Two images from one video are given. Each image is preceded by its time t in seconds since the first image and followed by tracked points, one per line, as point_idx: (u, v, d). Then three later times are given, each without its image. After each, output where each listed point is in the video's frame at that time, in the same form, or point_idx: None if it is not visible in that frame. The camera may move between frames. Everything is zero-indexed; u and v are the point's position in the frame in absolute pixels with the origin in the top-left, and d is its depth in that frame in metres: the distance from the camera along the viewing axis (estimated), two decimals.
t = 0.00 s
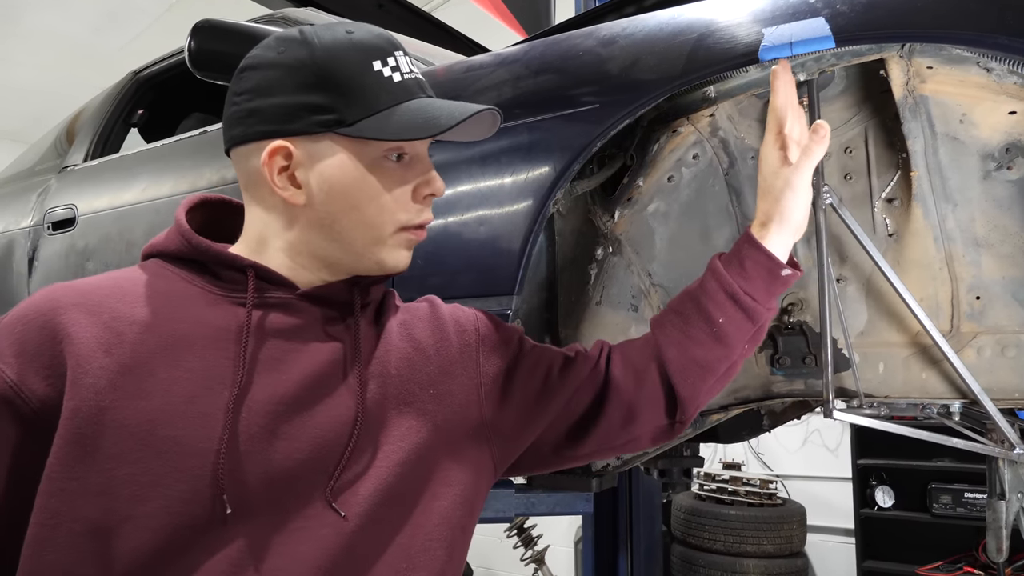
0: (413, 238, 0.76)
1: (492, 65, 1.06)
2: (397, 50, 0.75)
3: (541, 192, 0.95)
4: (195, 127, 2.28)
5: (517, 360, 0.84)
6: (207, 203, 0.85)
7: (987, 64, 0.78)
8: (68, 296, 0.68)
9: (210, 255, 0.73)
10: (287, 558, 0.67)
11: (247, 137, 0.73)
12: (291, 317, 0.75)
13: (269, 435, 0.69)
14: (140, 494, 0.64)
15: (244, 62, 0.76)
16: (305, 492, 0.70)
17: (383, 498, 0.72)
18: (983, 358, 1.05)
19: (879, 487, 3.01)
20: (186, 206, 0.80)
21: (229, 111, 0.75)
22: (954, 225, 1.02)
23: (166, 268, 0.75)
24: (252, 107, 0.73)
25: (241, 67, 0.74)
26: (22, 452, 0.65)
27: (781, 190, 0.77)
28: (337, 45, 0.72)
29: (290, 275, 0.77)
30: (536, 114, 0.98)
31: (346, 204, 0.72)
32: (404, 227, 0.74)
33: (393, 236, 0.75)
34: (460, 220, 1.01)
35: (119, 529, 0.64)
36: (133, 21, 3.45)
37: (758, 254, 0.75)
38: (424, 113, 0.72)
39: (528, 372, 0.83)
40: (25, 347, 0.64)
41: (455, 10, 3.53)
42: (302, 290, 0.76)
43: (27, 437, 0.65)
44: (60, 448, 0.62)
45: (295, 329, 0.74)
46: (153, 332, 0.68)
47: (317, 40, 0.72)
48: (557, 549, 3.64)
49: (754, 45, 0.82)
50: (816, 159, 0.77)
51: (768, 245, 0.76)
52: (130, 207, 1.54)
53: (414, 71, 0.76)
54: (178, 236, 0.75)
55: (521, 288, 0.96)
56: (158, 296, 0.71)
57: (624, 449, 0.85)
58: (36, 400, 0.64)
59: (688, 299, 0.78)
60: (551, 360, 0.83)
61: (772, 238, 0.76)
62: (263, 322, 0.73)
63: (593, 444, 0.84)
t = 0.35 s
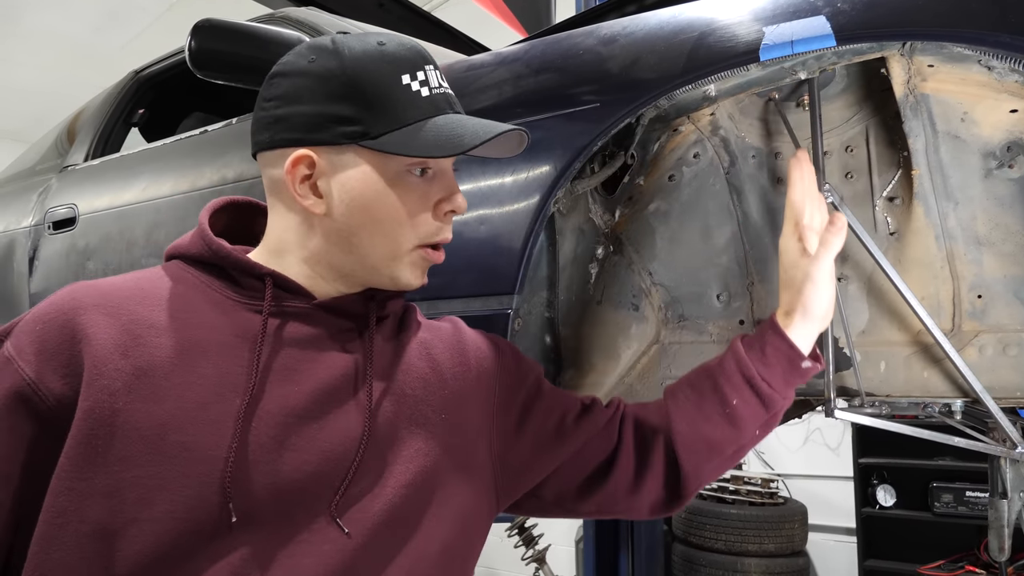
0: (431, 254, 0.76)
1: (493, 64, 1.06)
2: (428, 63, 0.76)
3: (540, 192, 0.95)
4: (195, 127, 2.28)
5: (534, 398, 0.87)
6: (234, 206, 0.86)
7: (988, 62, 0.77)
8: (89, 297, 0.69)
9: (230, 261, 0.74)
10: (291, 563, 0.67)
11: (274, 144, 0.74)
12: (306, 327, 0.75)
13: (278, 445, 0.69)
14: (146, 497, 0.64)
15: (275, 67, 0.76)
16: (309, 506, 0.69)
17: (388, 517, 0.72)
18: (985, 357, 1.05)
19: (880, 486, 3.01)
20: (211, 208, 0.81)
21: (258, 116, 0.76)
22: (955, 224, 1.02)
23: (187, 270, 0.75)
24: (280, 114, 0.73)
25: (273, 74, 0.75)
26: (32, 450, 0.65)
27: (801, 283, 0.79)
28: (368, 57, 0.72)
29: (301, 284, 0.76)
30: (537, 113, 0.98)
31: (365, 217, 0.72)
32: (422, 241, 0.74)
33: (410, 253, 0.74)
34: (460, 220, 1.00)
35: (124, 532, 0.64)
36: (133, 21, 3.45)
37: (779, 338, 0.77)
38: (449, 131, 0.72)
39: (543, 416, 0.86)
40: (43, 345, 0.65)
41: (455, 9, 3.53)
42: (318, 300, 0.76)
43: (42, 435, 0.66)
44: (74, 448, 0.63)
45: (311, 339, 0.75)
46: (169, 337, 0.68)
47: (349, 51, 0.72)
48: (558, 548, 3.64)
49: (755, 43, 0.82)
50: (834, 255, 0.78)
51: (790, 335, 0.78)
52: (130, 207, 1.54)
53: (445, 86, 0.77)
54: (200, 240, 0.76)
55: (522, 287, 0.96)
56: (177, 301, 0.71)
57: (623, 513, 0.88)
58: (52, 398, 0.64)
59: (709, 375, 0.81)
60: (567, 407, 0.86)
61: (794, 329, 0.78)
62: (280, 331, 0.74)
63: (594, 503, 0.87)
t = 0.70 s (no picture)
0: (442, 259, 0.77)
1: (492, 70, 1.06)
2: (431, 73, 0.77)
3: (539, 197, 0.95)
4: (195, 131, 2.28)
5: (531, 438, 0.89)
6: (244, 214, 0.86)
7: (983, 69, 0.77)
8: (99, 304, 0.69)
9: (239, 272, 0.74)
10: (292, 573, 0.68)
11: (282, 157, 0.74)
12: (312, 339, 0.75)
13: (280, 461, 0.69)
14: (150, 506, 0.65)
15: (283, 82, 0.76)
16: (310, 519, 0.69)
17: (380, 536, 0.73)
18: (982, 362, 1.06)
19: (879, 490, 3.01)
20: (220, 217, 0.81)
21: (266, 130, 0.76)
22: (952, 229, 1.03)
23: (195, 279, 0.76)
24: (288, 128, 0.74)
25: (281, 88, 0.75)
26: (39, 456, 0.66)
27: (822, 438, 0.76)
28: (374, 69, 0.72)
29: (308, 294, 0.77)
30: (535, 119, 0.99)
31: (375, 226, 0.73)
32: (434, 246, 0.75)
33: (421, 259, 0.75)
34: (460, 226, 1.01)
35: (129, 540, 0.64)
36: (134, 24, 3.45)
37: (786, 480, 0.77)
38: (456, 136, 0.73)
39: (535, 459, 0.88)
40: (53, 351, 0.65)
41: (454, 13, 3.54)
42: (323, 311, 0.77)
43: (51, 442, 0.66)
44: (80, 456, 0.63)
45: (316, 352, 0.75)
46: (175, 346, 0.68)
47: (354, 63, 0.73)
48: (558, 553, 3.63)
49: (752, 50, 0.82)
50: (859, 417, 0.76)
51: (800, 484, 0.77)
52: (129, 211, 1.54)
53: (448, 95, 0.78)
54: (208, 249, 0.76)
55: (520, 293, 0.96)
56: (184, 310, 0.71)
57: None
58: (60, 404, 0.64)
59: (707, 491, 0.82)
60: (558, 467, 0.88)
61: (807, 482, 0.77)
62: (286, 342, 0.74)
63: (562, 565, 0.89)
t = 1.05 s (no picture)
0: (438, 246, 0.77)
1: (490, 72, 1.07)
2: (411, 66, 0.78)
3: (538, 199, 0.95)
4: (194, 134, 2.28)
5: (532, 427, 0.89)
6: (245, 215, 0.87)
7: (980, 70, 0.78)
8: (102, 307, 0.69)
9: (240, 273, 0.74)
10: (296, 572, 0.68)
11: (275, 159, 0.74)
12: (313, 340, 0.76)
13: (284, 460, 0.70)
14: (157, 507, 0.65)
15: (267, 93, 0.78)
16: (314, 516, 0.70)
17: (381, 532, 0.74)
18: (979, 361, 1.07)
19: (879, 490, 3.02)
20: (220, 219, 0.82)
21: (256, 140, 0.77)
22: (949, 230, 1.03)
23: (198, 282, 0.76)
24: (276, 131, 0.74)
25: (265, 96, 0.77)
26: (46, 459, 0.65)
27: (810, 398, 0.74)
28: (355, 65, 0.73)
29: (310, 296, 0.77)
30: (533, 121, 0.99)
31: (372, 216, 0.73)
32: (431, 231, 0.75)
33: (418, 247, 0.75)
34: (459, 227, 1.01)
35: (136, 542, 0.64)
36: (133, 28, 3.46)
37: (776, 441, 0.74)
38: (444, 119, 0.74)
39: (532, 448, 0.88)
40: (58, 354, 0.65)
41: (454, 16, 3.56)
42: (323, 312, 0.77)
43: (56, 444, 0.66)
44: (87, 458, 0.63)
45: (318, 352, 0.75)
46: (180, 347, 0.69)
47: (335, 62, 0.74)
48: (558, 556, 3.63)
49: (749, 51, 0.83)
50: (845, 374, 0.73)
51: (791, 446, 0.74)
52: (130, 214, 1.54)
53: (429, 83, 0.79)
54: (209, 252, 0.76)
55: (518, 296, 0.95)
56: (187, 311, 0.72)
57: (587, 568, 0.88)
58: (66, 407, 0.64)
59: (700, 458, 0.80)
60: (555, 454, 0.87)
61: (796, 440, 0.74)
62: (287, 343, 0.74)
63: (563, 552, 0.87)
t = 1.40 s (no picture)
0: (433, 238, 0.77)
1: (489, 66, 1.06)
2: (411, 55, 0.77)
3: (539, 193, 0.95)
4: (193, 130, 2.28)
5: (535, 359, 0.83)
6: (231, 211, 0.86)
7: (984, 61, 0.78)
8: (96, 302, 0.69)
9: (233, 264, 0.74)
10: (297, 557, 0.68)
11: (271, 146, 0.74)
12: (309, 324, 0.75)
13: (284, 442, 0.69)
14: (161, 495, 0.65)
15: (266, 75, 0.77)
16: (318, 494, 0.70)
17: (395, 498, 0.72)
18: (982, 354, 1.05)
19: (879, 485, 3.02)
20: (212, 212, 0.81)
21: (253, 122, 0.77)
22: (951, 223, 1.03)
23: (191, 275, 0.75)
24: (273, 115, 0.74)
25: (264, 79, 0.76)
26: (48, 453, 0.67)
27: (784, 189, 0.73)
28: (355, 53, 0.73)
29: (305, 285, 0.77)
30: (533, 114, 0.98)
31: (365, 208, 0.73)
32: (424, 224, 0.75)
33: (408, 241, 0.75)
34: (460, 221, 1.00)
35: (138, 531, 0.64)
36: (131, 25, 3.45)
37: (767, 252, 0.71)
38: (440, 114, 0.73)
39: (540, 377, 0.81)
40: (54, 351, 0.66)
41: (455, 12, 3.54)
42: (318, 297, 0.76)
43: (57, 440, 0.67)
44: (86, 450, 0.64)
45: (314, 337, 0.74)
46: (174, 338, 0.69)
47: (335, 50, 0.73)
48: (558, 551, 3.64)
49: (750, 43, 0.82)
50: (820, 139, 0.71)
51: (780, 244, 0.71)
52: (129, 210, 1.54)
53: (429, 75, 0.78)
54: (201, 244, 0.76)
55: (519, 288, 0.96)
56: (180, 303, 0.72)
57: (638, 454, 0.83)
58: (64, 402, 0.65)
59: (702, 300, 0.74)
60: (567, 368, 0.82)
61: (786, 239, 0.72)
62: (282, 330, 0.73)
63: (609, 448, 0.82)
